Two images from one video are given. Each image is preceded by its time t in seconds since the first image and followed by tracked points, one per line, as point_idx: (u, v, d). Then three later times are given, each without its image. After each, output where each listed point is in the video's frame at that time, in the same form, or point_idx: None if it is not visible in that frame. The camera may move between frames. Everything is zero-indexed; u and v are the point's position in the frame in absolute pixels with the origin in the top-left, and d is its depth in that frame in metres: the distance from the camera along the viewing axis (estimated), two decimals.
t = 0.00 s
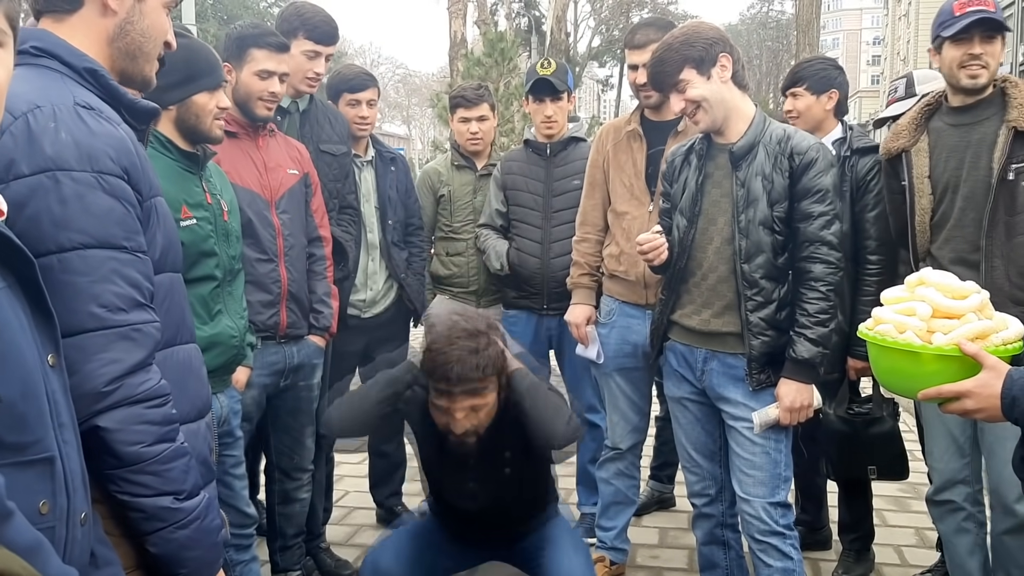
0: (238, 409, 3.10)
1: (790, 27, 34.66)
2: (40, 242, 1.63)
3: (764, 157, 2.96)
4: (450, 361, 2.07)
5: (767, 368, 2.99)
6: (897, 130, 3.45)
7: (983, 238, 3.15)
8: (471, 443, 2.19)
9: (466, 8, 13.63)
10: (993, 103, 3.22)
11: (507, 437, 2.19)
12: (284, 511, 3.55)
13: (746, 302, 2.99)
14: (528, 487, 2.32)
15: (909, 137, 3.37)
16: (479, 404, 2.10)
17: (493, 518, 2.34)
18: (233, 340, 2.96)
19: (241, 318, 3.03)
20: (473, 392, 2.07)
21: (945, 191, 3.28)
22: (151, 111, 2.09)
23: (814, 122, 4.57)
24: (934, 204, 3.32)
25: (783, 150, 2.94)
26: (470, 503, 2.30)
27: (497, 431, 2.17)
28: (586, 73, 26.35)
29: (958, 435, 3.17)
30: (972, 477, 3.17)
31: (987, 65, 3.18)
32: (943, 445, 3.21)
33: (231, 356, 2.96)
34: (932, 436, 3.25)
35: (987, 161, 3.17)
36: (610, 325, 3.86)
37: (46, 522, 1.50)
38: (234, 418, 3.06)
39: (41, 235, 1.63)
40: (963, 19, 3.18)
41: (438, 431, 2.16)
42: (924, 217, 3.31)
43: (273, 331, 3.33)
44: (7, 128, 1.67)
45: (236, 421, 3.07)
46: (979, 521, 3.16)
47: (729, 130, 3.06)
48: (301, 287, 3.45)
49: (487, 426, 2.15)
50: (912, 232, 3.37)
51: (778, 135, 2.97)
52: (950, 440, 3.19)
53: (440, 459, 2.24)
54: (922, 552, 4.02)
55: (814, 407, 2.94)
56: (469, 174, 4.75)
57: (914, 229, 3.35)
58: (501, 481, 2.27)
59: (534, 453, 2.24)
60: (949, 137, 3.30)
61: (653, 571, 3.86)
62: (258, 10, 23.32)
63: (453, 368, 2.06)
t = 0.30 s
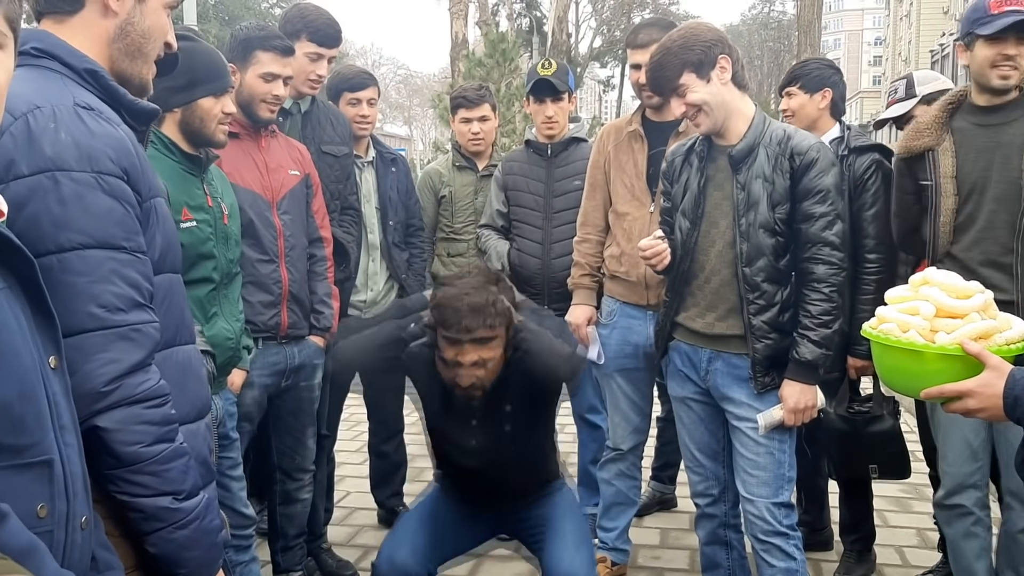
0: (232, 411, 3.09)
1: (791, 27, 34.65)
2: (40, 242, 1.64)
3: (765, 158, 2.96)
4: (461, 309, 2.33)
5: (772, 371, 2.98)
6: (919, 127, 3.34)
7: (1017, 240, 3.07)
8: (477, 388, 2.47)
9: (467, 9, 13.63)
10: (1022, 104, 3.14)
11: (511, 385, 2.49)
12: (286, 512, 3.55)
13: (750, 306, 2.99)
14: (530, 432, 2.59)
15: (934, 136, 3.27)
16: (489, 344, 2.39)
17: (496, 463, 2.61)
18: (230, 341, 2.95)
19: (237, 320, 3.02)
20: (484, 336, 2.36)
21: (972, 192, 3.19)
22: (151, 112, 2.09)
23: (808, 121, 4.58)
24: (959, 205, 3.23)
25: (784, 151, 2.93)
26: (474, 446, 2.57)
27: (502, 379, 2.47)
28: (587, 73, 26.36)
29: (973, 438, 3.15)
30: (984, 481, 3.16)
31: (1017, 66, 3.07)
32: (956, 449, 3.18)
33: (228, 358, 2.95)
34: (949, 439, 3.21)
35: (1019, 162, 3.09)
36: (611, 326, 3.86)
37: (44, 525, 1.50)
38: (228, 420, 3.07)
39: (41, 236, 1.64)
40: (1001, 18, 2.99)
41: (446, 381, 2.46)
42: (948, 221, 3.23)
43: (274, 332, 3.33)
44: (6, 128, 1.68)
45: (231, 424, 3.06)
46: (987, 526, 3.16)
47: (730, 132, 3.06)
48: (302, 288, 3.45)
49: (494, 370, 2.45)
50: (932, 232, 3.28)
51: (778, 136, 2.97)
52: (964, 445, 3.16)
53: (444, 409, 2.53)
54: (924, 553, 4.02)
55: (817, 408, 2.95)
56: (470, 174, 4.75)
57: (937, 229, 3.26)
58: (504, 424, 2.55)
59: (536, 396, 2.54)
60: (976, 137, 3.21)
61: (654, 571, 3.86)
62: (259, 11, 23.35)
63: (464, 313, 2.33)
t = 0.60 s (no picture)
0: (240, 408, 3.13)
1: (793, 28, 34.63)
2: (39, 242, 1.64)
3: (767, 160, 2.95)
4: (487, 140, 2.74)
5: (778, 374, 2.99)
6: (949, 126, 3.25)
7: None
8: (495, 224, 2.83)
9: (469, 10, 13.64)
10: None
11: (526, 228, 2.87)
12: (288, 512, 3.54)
13: (757, 310, 2.99)
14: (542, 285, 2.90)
15: (967, 137, 3.18)
16: (508, 176, 2.79)
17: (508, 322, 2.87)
18: (235, 339, 2.97)
19: (242, 318, 3.04)
20: (506, 168, 2.76)
21: (1003, 197, 3.12)
22: (151, 113, 2.09)
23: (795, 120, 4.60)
24: (989, 209, 3.16)
25: (786, 152, 2.93)
26: (489, 298, 2.84)
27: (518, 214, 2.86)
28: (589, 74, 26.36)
29: (990, 450, 3.14)
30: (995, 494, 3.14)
31: None
32: (972, 460, 3.15)
33: (232, 356, 2.96)
34: (960, 451, 3.18)
35: None
36: (614, 327, 3.86)
37: (44, 527, 1.50)
38: (231, 420, 3.07)
39: (40, 236, 1.64)
40: None
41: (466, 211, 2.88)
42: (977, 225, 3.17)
43: (276, 332, 3.34)
44: (6, 128, 1.68)
45: (238, 421, 3.09)
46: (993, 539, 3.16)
47: (733, 134, 3.06)
48: (303, 288, 3.45)
49: (513, 200, 2.83)
50: (960, 236, 3.22)
51: (781, 136, 2.96)
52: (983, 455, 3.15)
53: (460, 246, 2.91)
54: (927, 554, 4.01)
55: (823, 409, 2.95)
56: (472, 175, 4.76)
57: (965, 233, 3.20)
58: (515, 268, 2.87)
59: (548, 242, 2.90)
60: (1009, 140, 3.13)
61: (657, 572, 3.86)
62: (261, 12, 23.37)
63: (485, 146, 2.74)
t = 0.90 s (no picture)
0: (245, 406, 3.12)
1: (794, 28, 34.63)
2: (37, 243, 1.63)
3: (772, 160, 2.95)
4: (498, 33, 2.91)
5: (781, 375, 2.98)
6: (959, 120, 3.16)
7: None
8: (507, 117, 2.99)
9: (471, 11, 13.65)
10: None
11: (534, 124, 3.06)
12: (289, 512, 3.54)
13: (758, 310, 2.98)
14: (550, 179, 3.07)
15: (980, 134, 3.09)
16: (519, 71, 2.97)
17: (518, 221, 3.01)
18: (240, 337, 2.96)
19: (246, 316, 3.04)
20: (517, 62, 2.95)
21: (1013, 194, 3.08)
22: (152, 113, 2.09)
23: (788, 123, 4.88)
24: (998, 206, 3.11)
25: (791, 151, 2.92)
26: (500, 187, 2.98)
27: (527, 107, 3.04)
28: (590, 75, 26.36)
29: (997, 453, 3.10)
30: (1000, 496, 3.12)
31: None
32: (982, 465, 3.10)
33: (237, 354, 2.96)
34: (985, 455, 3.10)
35: None
36: (616, 327, 3.85)
37: (44, 531, 1.50)
38: (236, 420, 3.06)
39: (39, 237, 1.64)
40: None
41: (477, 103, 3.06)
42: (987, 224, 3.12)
43: (276, 332, 3.34)
44: (5, 129, 1.68)
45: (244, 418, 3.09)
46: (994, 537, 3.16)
47: (738, 134, 3.05)
48: (303, 288, 3.45)
49: (522, 94, 3.01)
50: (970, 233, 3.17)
51: (786, 136, 2.96)
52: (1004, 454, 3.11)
53: (471, 138, 3.08)
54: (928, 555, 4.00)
55: (826, 410, 2.94)
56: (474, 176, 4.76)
57: (977, 231, 3.15)
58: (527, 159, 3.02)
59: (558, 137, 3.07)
60: (1019, 137, 3.07)
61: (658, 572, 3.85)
62: (262, 13, 23.38)
63: (499, 38, 2.91)
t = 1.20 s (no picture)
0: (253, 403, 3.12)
1: (798, 29, 34.62)
2: (42, 243, 1.64)
3: (779, 159, 2.94)
4: (493, 32, 2.93)
5: (786, 374, 2.97)
6: (963, 117, 3.00)
7: None
8: (503, 115, 3.00)
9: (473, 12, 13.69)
10: None
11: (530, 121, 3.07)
12: (293, 513, 3.54)
13: (764, 309, 2.97)
14: (547, 174, 3.08)
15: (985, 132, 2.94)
16: (515, 69, 2.97)
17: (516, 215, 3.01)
18: (248, 336, 2.97)
19: (253, 315, 3.04)
20: (512, 61, 2.95)
21: (1011, 194, 2.96)
22: (156, 114, 2.09)
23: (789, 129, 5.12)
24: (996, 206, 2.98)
25: (799, 151, 2.92)
26: (497, 180, 3.00)
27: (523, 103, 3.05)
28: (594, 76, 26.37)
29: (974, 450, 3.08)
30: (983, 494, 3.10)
31: None
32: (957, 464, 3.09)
33: (245, 353, 2.97)
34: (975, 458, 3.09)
35: None
36: (621, 328, 3.85)
37: (49, 533, 1.50)
38: (241, 421, 3.06)
39: (43, 236, 1.64)
40: None
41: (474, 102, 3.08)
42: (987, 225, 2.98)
43: (280, 332, 3.33)
44: (9, 130, 1.68)
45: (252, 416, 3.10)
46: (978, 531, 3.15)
47: (744, 134, 3.05)
48: (307, 288, 3.45)
49: (518, 93, 3.02)
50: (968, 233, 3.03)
51: (793, 136, 2.96)
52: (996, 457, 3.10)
53: (468, 136, 3.09)
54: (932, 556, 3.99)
55: (830, 410, 2.92)
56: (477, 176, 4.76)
57: (976, 231, 3.01)
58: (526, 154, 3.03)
59: (557, 134, 3.07)
60: (1019, 137, 2.95)
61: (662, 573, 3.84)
62: (266, 14, 23.44)
63: (494, 35, 2.93)
